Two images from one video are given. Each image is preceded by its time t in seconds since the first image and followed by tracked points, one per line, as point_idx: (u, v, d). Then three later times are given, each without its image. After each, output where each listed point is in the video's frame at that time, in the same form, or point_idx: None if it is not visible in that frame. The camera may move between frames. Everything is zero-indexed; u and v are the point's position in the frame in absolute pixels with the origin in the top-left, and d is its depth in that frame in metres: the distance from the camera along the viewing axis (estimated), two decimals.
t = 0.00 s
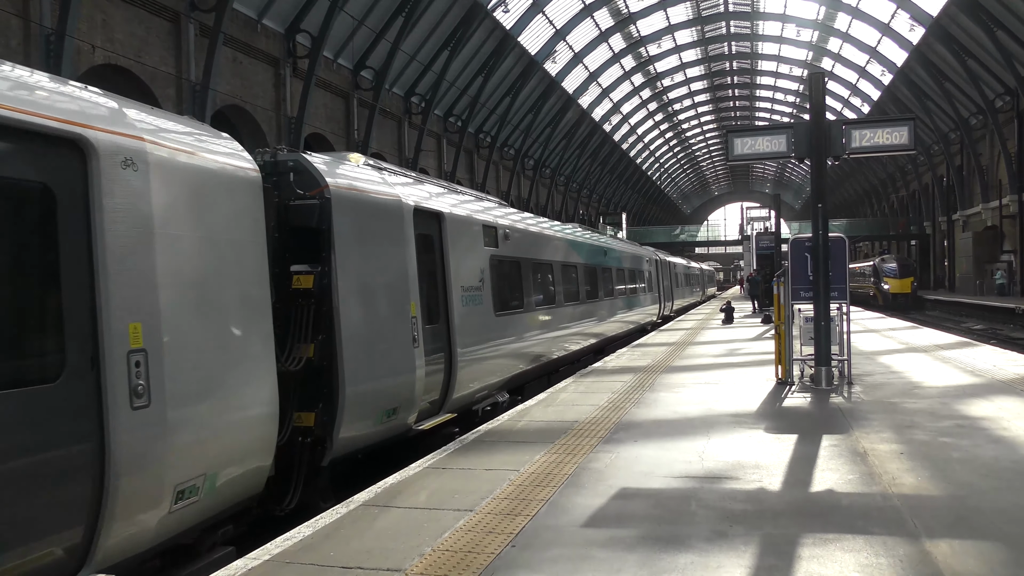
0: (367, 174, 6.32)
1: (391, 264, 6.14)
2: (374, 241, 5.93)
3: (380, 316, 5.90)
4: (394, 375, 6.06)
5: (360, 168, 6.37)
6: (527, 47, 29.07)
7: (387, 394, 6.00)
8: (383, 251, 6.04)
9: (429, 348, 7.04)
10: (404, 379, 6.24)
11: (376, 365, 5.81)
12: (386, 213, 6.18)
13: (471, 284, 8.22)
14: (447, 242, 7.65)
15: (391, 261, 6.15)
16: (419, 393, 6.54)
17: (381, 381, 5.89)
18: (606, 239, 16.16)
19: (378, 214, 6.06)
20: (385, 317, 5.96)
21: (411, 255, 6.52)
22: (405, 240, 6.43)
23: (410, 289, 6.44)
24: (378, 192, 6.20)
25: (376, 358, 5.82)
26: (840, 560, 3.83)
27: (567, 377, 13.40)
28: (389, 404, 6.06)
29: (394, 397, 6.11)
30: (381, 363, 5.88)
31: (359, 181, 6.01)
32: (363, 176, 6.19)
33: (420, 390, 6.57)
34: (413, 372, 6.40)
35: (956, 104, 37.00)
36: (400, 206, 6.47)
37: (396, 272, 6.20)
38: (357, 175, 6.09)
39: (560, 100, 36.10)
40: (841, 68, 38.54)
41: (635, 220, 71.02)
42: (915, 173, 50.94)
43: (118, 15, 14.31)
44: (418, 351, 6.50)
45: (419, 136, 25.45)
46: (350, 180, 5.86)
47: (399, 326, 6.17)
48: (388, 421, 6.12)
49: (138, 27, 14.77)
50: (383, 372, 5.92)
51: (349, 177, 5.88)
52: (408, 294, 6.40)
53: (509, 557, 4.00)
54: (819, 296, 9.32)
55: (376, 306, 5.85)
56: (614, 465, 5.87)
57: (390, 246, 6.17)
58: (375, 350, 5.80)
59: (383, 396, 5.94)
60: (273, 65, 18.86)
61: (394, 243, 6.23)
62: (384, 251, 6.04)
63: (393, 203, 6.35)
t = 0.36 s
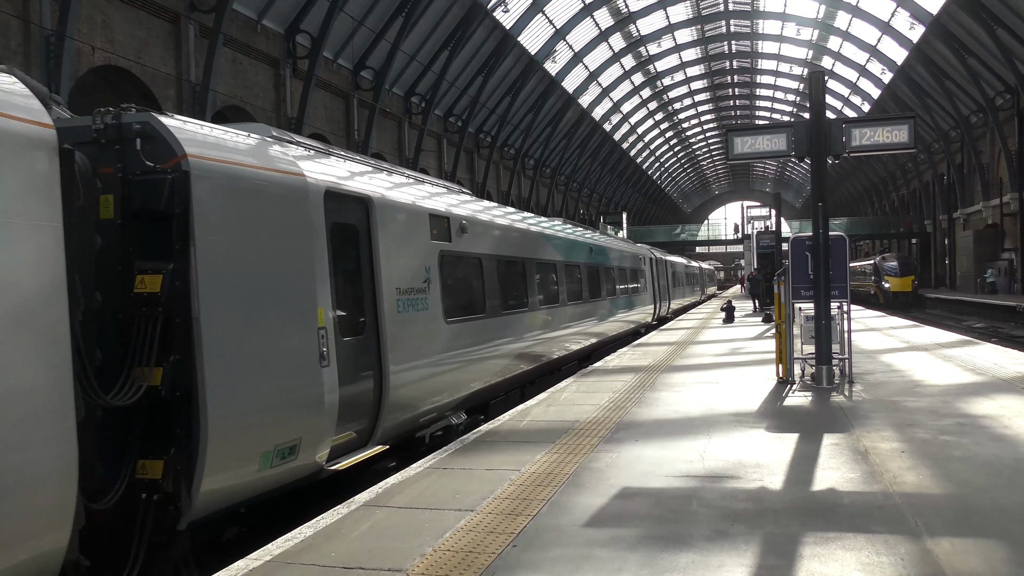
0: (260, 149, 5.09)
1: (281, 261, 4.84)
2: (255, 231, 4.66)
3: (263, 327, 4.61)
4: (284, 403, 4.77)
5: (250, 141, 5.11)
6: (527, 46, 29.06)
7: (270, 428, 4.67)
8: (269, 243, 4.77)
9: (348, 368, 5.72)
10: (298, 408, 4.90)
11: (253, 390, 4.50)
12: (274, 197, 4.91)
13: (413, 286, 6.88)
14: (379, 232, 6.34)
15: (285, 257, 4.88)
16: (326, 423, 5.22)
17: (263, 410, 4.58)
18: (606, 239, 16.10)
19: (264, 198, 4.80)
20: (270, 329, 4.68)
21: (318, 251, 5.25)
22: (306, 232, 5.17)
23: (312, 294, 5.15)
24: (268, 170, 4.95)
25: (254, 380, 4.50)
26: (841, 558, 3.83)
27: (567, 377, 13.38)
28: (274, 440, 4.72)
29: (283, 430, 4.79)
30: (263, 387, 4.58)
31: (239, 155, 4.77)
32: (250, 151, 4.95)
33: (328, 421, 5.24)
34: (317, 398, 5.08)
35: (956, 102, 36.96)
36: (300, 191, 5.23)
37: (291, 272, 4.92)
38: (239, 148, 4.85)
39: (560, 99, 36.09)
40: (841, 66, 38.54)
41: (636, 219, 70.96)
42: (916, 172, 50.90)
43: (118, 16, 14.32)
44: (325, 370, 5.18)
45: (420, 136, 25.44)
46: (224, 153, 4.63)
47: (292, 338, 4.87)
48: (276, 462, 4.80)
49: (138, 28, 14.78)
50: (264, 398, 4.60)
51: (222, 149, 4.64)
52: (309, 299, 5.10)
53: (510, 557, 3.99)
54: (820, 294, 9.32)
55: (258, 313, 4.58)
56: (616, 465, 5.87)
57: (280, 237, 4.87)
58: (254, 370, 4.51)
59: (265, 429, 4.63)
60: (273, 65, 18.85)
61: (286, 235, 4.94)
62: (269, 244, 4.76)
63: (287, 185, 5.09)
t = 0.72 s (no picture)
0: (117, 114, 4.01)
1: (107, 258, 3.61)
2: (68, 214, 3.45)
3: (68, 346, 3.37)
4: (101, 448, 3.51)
5: (170, 117, 4.52)
6: (527, 47, 29.06)
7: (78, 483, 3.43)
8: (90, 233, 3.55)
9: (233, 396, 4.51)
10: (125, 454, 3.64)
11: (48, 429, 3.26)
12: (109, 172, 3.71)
13: (324, 289, 5.45)
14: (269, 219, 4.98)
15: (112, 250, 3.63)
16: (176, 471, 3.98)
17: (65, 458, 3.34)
18: (606, 239, 16.00)
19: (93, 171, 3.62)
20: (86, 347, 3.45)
21: (173, 247, 4.04)
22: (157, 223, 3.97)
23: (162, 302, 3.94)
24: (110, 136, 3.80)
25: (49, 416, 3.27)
26: (841, 557, 3.84)
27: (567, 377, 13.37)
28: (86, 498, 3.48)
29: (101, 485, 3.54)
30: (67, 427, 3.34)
31: (70, 114, 3.65)
32: (95, 113, 3.84)
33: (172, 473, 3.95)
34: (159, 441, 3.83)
35: (957, 101, 36.91)
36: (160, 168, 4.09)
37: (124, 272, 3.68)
38: (77, 107, 3.75)
39: (560, 99, 36.07)
40: (841, 65, 38.51)
41: (636, 218, 70.96)
42: (917, 171, 50.85)
43: (118, 17, 14.31)
44: (170, 404, 3.90)
45: (420, 136, 25.43)
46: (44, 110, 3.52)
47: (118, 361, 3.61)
48: (92, 528, 3.55)
49: (138, 28, 14.78)
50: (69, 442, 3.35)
51: (41, 105, 3.53)
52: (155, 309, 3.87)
53: (510, 557, 4.00)
54: (821, 293, 9.30)
55: (65, 323, 3.36)
56: (615, 464, 5.87)
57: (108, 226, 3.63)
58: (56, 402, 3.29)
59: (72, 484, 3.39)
60: (273, 66, 18.85)
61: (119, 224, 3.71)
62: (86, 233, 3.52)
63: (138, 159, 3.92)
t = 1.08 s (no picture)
0: (97, 113, 4.01)
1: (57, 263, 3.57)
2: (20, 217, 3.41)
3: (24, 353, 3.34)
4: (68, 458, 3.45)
5: (163, 117, 4.55)
6: (526, 47, 29.06)
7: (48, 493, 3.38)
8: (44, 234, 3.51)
9: (228, 399, 4.44)
10: (97, 461, 3.57)
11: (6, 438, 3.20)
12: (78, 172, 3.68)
13: (170, 297, 4.06)
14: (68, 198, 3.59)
15: None
16: (157, 477, 3.93)
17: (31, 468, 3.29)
18: (606, 238, 15.92)
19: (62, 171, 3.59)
20: (40, 352, 3.39)
21: None
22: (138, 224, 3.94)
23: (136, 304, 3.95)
24: (85, 135, 3.78)
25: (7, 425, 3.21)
26: (842, 557, 3.83)
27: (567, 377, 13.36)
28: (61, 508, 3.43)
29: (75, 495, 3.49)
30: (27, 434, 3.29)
31: (44, 112, 3.63)
32: (72, 112, 3.83)
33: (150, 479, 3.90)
34: (139, 447, 3.81)
35: (957, 100, 36.90)
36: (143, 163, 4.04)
37: (98, 275, 3.64)
38: (53, 105, 3.74)
39: (560, 98, 36.06)
40: (841, 64, 38.52)
41: (637, 218, 71.01)
42: (918, 170, 50.84)
43: (118, 18, 14.32)
44: None
45: (420, 136, 25.44)
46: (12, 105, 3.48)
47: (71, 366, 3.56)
48: (71, 543, 3.49)
49: (139, 29, 14.79)
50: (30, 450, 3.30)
51: (13, 101, 3.51)
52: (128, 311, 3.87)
53: (510, 557, 4.00)
54: (821, 292, 9.29)
55: None
56: (616, 464, 5.88)
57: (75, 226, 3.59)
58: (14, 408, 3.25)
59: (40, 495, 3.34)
60: (273, 66, 18.84)
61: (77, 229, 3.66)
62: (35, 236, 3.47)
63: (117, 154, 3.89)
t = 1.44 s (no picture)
0: (97, 113, 4.01)
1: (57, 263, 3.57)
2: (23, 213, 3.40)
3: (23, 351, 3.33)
4: (71, 457, 3.44)
5: (163, 116, 4.56)
6: (527, 46, 29.05)
7: (54, 491, 3.39)
8: (44, 234, 3.50)
9: (227, 400, 4.44)
10: (99, 462, 3.58)
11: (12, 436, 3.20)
12: (76, 172, 3.68)
13: None
14: None
15: None
16: (158, 476, 3.93)
17: (35, 469, 3.28)
18: (605, 238, 15.86)
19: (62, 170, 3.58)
20: None
21: None
22: (136, 223, 3.97)
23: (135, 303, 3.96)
24: (85, 134, 3.78)
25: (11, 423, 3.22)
26: (843, 557, 3.83)
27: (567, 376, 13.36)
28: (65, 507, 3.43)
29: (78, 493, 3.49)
30: (33, 434, 3.29)
31: (44, 112, 3.63)
32: (71, 111, 3.83)
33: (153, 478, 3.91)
34: (140, 447, 3.80)
35: (958, 100, 36.86)
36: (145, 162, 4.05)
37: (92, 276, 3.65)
38: (52, 105, 3.74)
39: (561, 98, 36.05)
40: (843, 64, 38.47)
41: (637, 218, 71.04)
42: (918, 170, 50.82)
43: (118, 17, 14.33)
44: None
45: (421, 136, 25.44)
46: (12, 105, 3.48)
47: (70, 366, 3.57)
48: (73, 543, 3.49)
49: (139, 28, 14.79)
50: (37, 448, 3.30)
51: (13, 101, 3.51)
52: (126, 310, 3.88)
53: (511, 557, 4.00)
54: (822, 292, 9.30)
55: None
56: (616, 464, 5.88)
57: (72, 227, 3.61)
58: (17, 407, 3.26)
59: (42, 496, 3.33)
60: (274, 66, 18.84)
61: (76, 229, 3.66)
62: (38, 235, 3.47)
63: (116, 154, 3.89)
